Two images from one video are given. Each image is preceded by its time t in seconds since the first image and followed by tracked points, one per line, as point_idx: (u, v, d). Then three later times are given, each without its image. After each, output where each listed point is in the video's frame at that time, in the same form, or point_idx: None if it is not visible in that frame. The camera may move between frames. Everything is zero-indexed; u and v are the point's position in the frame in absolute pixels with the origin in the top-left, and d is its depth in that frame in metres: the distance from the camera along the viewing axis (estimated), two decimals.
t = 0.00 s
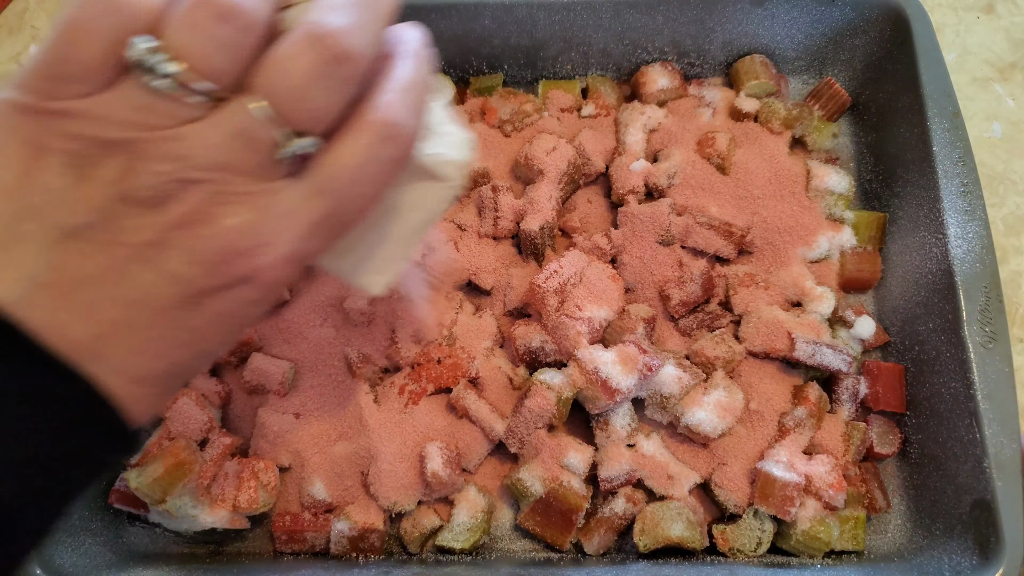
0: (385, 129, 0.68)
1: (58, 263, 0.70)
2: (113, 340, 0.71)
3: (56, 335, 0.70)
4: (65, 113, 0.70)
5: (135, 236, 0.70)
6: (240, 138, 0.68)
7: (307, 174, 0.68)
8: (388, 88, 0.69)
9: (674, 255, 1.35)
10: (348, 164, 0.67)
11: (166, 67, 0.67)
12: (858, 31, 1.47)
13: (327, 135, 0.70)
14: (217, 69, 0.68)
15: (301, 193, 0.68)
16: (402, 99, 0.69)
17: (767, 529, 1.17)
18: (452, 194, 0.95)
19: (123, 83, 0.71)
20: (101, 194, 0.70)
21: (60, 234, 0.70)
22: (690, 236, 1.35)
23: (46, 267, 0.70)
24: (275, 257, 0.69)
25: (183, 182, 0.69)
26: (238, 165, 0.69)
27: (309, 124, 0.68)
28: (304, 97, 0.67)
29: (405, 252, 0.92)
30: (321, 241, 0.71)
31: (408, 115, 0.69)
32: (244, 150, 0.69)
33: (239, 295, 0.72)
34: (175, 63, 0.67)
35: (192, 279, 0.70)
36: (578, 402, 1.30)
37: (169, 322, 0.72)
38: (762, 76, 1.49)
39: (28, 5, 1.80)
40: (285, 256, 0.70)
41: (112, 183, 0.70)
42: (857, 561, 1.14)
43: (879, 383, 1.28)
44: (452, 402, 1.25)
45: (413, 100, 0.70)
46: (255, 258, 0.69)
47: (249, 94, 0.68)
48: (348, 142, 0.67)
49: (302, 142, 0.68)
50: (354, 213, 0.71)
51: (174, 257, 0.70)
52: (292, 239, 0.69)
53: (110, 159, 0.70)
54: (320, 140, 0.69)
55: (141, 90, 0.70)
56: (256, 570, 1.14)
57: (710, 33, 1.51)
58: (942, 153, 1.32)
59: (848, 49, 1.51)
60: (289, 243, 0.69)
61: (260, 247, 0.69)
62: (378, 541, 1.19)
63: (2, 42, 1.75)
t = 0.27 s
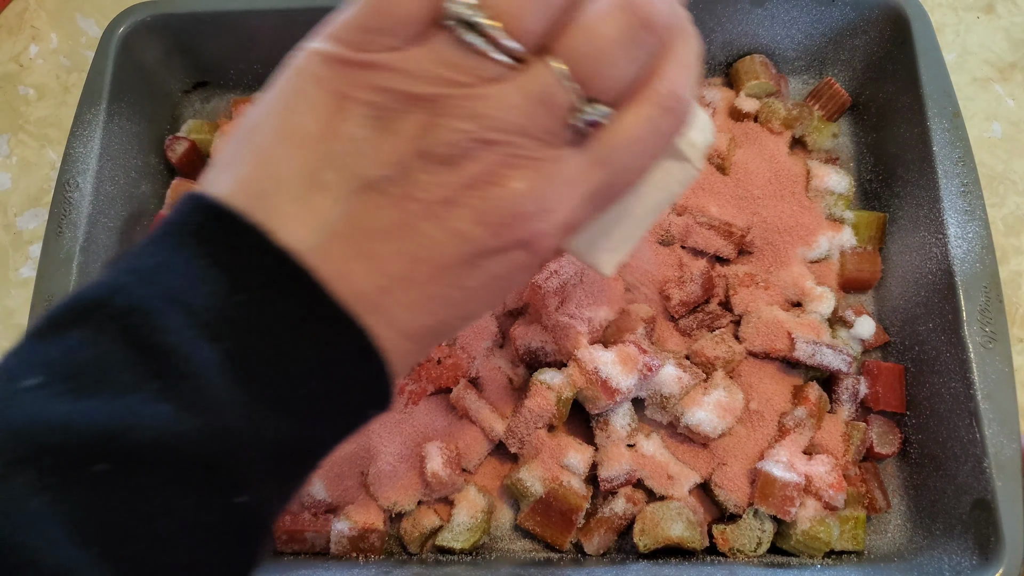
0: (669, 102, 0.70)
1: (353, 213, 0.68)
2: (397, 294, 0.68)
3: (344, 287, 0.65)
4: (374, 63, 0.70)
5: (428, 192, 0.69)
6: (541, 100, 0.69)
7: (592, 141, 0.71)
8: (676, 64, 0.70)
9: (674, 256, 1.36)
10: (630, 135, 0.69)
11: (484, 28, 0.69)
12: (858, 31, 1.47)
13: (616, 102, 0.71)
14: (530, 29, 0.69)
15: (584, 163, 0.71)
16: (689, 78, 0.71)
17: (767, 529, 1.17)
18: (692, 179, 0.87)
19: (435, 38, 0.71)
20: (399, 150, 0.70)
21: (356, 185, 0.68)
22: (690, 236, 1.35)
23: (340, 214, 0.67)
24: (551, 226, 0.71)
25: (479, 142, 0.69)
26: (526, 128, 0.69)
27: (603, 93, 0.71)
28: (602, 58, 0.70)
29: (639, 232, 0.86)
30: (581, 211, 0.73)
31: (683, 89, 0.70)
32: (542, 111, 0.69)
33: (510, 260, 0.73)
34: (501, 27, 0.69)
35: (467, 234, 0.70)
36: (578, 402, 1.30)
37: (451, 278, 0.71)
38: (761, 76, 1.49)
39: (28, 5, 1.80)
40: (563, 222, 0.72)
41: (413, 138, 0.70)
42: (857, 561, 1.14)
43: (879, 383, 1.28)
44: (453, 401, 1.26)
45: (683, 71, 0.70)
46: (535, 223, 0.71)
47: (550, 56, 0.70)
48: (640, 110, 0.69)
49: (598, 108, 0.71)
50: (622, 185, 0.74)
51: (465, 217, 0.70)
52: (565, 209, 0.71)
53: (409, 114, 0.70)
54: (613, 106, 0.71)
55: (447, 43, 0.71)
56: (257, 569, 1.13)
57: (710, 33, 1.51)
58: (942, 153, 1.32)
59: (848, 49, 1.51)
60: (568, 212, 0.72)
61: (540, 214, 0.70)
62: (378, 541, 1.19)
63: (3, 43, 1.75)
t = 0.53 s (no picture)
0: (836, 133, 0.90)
1: (543, 205, 0.87)
2: (570, 283, 0.88)
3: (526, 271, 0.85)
4: (589, 73, 0.87)
5: (617, 195, 0.89)
6: (734, 124, 0.84)
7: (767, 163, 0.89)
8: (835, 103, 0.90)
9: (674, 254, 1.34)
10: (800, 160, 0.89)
11: (701, 51, 0.81)
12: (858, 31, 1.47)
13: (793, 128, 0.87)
14: (737, 57, 0.81)
15: (751, 181, 0.89)
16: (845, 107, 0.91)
17: (767, 529, 1.16)
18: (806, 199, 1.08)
19: (646, 54, 0.86)
20: (599, 153, 0.89)
21: (553, 182, 0.88)
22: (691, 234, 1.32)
23: (532, 207, 0.86)
24: (718, 234, 0.91)
25: (672, 156, 0.87)
26: (721, 142, 0.85)
27: (784, 120, 0.84)
28: (782, 94, 0.82)
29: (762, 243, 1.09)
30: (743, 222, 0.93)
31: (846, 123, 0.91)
32: (731, 131, 0.85)
33: (664, 263, 0.92)
34: (709, 47, 0.81)
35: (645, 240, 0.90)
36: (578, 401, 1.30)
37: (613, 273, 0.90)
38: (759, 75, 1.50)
39: (28, 5, 1.80)
40: (726, 231, 0.92)
41: (612, 145, 0.89)
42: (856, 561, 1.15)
43: (879, 383, 1.28)
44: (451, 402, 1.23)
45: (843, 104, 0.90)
46: (706, 231, 0.91)
47: (747, 80, 0.83)
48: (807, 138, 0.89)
49: (780, 136, 0.85)
50: (780, 202, 0.94)
51: (644, 219, 0.89)
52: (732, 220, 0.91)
53: (613, 121, 0.88)
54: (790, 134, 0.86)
55: (664, 62, 0.85)
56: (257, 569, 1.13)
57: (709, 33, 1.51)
58: (942, 153, 1.32)
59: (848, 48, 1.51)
60: (734, 222, 0.91)
61: (712, 223, 0.90)
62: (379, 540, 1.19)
63: (3, 43, 1.75)
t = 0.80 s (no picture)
0: (738, 98, 0.85)
1: (463, 162, 0.86)
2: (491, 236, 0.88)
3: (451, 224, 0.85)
4: (497, 40, 0.83)
5: (531, 151, 0.86)
6: (635, 86, 0.82)
7: (670, 125, 0.86)
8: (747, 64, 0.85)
9: (674, 256, 1.36)
10: (698, 124, 0.85)
11: (600, 19, 0.79)
12: (858, 31, 1.47)
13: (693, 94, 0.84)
14: (635, 23, 0.79)
15: (658, 142, 0.86)
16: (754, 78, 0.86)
17: (767, 529, 1.17)
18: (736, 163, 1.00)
19: (553, 21, 0.82)
20: (513, 113, 0.86)
21: (472, 140, 0.86)
22: (689, 236, 1.35)
23: (454, 165, 0.85)
24: (625, 190, 0.89)
25: (578, 118, 0.84)
26: (618, 108, 0.83)
27: (685, 83, 0.82)
28: (687, 59, 0.80)
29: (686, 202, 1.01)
30: (650, 180, 0.90)
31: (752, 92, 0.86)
32: (631, 95, 0.82)
33: (584, 217, 0.91)
34: (608, 14, 0.79)
35: (553, 193, 0.88)
36: (578, 402, 1.30)
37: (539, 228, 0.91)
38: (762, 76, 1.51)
39: (29, 5, 1.80)
40: (636, 188, 0.89)
41: (524, 105, 0.85)
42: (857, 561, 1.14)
43: (879, 383, 1.28)
44: (453, 401, 1.26)
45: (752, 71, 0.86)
46: (613, 188, 0.88)
47: (648, 46, 0.81)
48: (711, 100, 0.84)
49: (680, 97, 0.83)
50: (688, 162, 0.90)
51: (555, 176, 0.87)
52: (637, 181, 0.88)
53: (523, 84, 0.85)
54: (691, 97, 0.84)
55: (569, 30, 0.81)
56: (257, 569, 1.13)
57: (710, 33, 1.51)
58: (942, 153, 1.32)
59: (849, 49, 1.51)
60: (638, 182, 0.89)
61: (618, 181, 0.88)
62: (378, 541, 1.19)
63: (3, 42, 1.75)
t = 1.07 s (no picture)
0: (703, 102, 0.85)
1: (422, 179, 0.86)
2: (453, 252, 0.88)
3: (410, 238, 0.84)
4: (453, 55, 0.84)
5: (491, 165, 0.87)
6: (596, 95, 0.82)
7: (636, 134, 0.86)
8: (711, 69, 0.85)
9: (673, 256, 1.36)
10: (662, 130, 0.85)
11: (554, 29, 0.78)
12: (858, 32, 1.47)
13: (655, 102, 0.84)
14: (590, 31, 0.79)
15: (623, 151, 0.86)
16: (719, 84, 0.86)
17: (767, 529, 1.17)
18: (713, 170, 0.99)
19: (506, 33, 0.82)
20: (471, 127, 0.86)
21: (430, 157, 0.86)
22: (690, 236, 1.34)
23: (413, 180, 0.85)
24: (591, 202, 0.88)
25: (538, 128, 0.84)
26: (579, 119, 0.83)
27: (645, 91, 0.82)
28: (648, 67, 0.80)
29: (665, 211, 1.00)
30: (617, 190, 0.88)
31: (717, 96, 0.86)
32: (592, 105, 0.82)
33: (551, 229, 0.91)
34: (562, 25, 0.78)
35: (516, 205, 0.88)
36: (578, 402, 1.30)
37: (501, 242, 0.91)
38: (761, 76, 1.50)
39: (29, 5, 1.80)
40: (602, 200, 0.88)
41: (481, 119, 0.86)
42: (857, 561, 1.14)
43: (879, 383, 1.28)
44: (452, 401, 1.26)
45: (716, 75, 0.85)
46: (578, 200, 0.87)
47: (606, 55, 0.80)
48: (674, 106, 0.84)
49: (641, 105, 0.83)
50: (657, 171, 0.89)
51: (518, 190, 0.88)
52: (602, 191, 0.87)
53: (480, 97, 0.85)
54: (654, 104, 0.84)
55: (522, 42, 0.81)
56: (257, 569, 1.13)
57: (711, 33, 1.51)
58: (942, 153, 1.32)
59: (849, 49, 1.51)
60: (605, 192, 0.88)
61: (582, 191, 0.87)
62: (378, 541, 1.19)
63: (3, 42, 1.75)
